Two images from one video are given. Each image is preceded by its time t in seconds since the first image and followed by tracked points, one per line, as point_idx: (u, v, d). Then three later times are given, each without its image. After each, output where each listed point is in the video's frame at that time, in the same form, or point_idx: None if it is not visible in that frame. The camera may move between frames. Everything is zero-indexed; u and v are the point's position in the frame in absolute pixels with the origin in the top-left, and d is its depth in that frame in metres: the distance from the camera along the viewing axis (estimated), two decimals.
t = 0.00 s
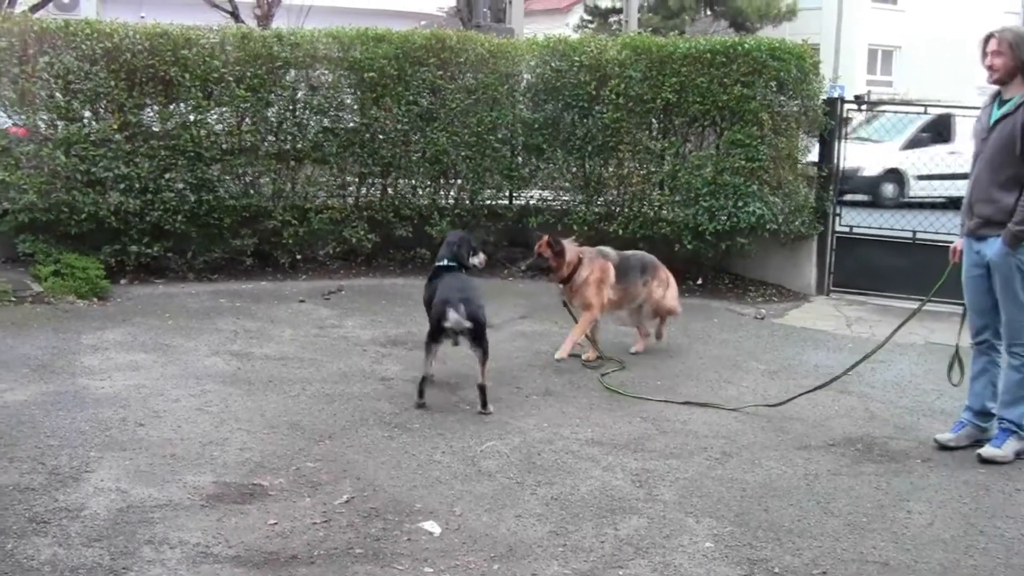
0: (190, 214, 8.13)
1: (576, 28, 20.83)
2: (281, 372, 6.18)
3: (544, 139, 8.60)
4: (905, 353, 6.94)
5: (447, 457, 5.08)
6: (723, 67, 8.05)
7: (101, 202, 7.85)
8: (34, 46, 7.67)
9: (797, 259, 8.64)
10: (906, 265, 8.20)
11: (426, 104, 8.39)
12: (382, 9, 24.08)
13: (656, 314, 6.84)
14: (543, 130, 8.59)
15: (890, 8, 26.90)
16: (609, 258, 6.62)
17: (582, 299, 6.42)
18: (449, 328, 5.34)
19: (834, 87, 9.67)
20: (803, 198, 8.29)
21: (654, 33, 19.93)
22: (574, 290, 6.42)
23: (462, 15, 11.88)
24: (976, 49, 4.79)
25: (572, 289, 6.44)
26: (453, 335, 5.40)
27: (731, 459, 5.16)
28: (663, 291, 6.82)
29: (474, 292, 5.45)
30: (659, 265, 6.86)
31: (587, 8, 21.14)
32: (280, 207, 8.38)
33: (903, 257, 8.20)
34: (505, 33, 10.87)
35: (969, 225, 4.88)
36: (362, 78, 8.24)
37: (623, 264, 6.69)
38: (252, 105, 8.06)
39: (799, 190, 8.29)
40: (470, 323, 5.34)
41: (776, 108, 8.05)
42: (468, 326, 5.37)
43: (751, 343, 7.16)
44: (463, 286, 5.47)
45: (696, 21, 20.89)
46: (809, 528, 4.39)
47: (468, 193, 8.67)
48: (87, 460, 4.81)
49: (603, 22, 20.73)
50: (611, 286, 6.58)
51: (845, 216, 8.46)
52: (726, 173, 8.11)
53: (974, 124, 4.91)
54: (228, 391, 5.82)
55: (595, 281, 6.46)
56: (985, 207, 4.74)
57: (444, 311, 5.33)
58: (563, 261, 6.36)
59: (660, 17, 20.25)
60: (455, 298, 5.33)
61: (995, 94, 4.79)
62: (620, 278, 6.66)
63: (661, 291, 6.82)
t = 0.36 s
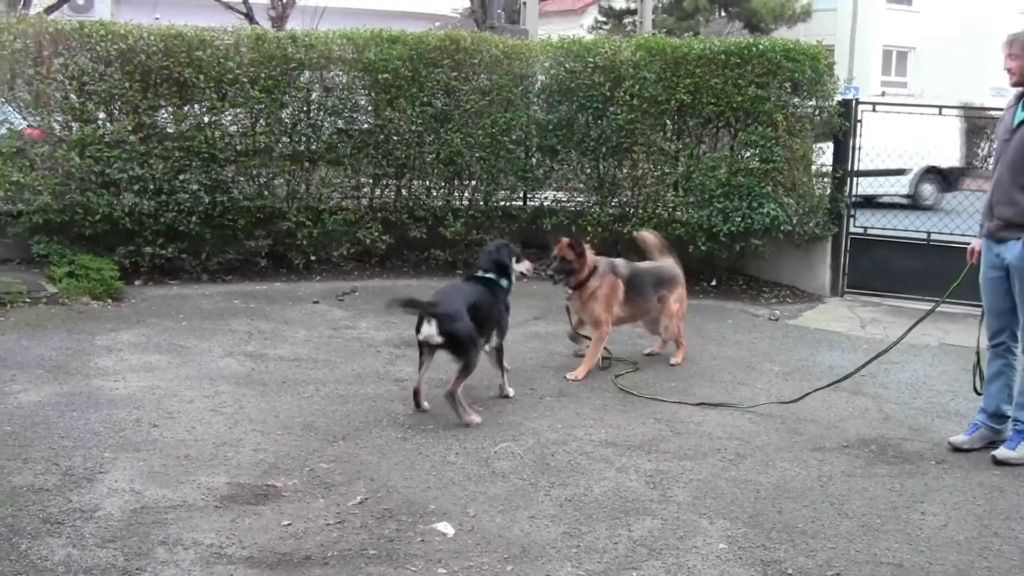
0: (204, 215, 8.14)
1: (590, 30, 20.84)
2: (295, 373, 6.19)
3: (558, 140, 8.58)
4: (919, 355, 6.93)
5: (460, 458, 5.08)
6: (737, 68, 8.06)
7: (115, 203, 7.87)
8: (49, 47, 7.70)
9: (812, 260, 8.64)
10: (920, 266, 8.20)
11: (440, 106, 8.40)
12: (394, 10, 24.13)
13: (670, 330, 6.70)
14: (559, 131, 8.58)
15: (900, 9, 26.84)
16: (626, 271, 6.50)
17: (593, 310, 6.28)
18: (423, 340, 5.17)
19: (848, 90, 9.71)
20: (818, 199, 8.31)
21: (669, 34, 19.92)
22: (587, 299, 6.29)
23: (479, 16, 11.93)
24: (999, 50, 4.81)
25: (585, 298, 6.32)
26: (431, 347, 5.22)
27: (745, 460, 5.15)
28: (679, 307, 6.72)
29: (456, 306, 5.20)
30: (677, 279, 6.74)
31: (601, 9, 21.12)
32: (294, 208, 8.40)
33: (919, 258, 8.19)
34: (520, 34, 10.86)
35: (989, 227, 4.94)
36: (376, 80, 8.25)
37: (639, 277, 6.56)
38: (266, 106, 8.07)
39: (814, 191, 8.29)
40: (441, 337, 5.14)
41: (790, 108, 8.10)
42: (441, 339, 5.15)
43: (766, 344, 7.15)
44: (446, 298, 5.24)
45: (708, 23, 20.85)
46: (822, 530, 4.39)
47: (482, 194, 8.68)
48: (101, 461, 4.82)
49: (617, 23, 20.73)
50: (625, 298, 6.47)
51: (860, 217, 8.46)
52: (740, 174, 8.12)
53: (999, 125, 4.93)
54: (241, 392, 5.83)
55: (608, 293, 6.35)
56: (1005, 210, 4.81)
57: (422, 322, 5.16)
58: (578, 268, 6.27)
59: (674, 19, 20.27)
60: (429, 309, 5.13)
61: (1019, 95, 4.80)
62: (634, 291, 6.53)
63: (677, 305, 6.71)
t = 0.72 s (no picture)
0: (206, 211, 8.14)
1: (594, 26, 20.82)
2: (297, 369, 6.19)
3: (561, 136, 8.56)
4: (920, 352, 6.93)
5: (462, 453, 5.08)
6: (740, 64, 8.08)
7: (117, 199, 7.88)
8: (51, 43, 7.71)
9: (814, 257, 8.64)
10: (923, 263, 8.21)
11: (442, 102, 8.41)
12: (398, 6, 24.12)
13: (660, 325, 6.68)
14: (561, 127, 8.56)
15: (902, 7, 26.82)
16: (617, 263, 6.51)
17: (591, 302, 6.28)
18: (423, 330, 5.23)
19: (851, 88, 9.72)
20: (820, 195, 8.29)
21: (673, 30, 19.94)
22: (584, 291, 6.28)
23: (484, 12, 11.95)
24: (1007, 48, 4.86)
25: (581, 290, 6.30)
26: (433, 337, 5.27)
27: (747, 456, 5.15)
28: (670, 302, 6.67)
29: (455, 297, 5.21)
30: (666, 273, 6.71)
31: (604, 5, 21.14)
32: (296, 204, 8.40)
33: (919, 254, 8.21)
34: (523, 30, 10.86)
35: (996, 225, 4.97)
36: (378, 75, 8.24)
37: (629, 269, 6.58)
38: (268, 102, 8.07)
39: (816, 187, 8.27)
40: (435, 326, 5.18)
41: (792, 105, 8.12)
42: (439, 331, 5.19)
43: (767, 341, 7.16)
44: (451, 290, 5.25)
45: (711, 19, 20.83)
46: (823, 526, 4.39)
47: (484, 190, 8.69)
48: (103, 456, 4.82)
49: (620, 20, 20.73)
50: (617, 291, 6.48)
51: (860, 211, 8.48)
52: (742, 170, 8.12)
53: (1006, 122, 4.98)
54: (243, 388, 5.83)
55: (604, 283, 6.36)
56: (1013, 207, 4.85)
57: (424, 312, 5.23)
58: (576, 260, 6.21)
59: (678, 15, 20.28)
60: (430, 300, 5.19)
61: None
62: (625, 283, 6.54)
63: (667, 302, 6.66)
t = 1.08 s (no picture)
0: (206, 206, 8.15)
1: (594, 20, 20.81)
2: (297, 364, 6.20)
3: (561, 131, 8.57)
4: (920, 347, 6.93)
5: (462, 448, 5.08)
6: (739, 59, 8.08)
7: (117, 194, 7.88)
8: (51, 38, 7.71)
9: (811, 252, 8.66)
10: (924, 258, 8.21)
11: (442, 97, 8.41)
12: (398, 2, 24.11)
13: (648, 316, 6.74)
14: (561, 122, 8.55)
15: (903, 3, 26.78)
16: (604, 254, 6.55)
17: (580, 292, 6.30)
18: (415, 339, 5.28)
19: (850, 82, 9.71)
20: (819, 190, 8.30)
21: (672, 24, 19.94)
22: (573, 281, 6.29)
23: (483, 6, 11.97)
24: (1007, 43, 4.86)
25: (569, 280, 6.32)
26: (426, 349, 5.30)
27: (747, 450, 5.16)
28: (657, 293, 6.73)
29: (444, 307, 5.27)
30: (654, 265, 6.75)
31: None
32: (296, 199, 8.40)
33: (919, 250, 8.22)
34: (524, 24, 10.86)
35: (997, 220, 4.98)
36: (378, 71, 8.25)
37: (617, 260, 6.60)
38: (268, 98, 8.08)
39: (816, 181, 8.29)
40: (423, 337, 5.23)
41: (792, 99, 8.09)
42: (429, 340, 5.21)
43: (767, 335, 7.17)
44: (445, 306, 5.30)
45: (712, 14, 20.80)
46: (823, 520, 4.40)
47: (484, 185, 8.71)
48: (103, 451, 4.83)
49: (620, 15, 20.73)
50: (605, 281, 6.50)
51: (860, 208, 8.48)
52: (741, 165, 8.13)
53: (1008, 118, 4.98)
54: (244, 383, 5.84)
55: (592, 273, 6.37)
56: (1015, 202, 4.84)
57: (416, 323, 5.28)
58: (565, 249, 6.24)
59: (677, 9, 20.27)
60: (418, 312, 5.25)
61: None
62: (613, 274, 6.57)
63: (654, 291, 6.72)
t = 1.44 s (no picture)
0: (203, 202, 8.14)
1: (591, 18, 20.83)
2: (293, 361, 6.20)
3: (558, 128, 8.61)
4: (917, 344, 6.94)
5: (459, 445, 5.09)
6: (736, 56, 8.06)
7: (114, 190, 7.87)
8: (48, 34, 7.71)
9: (808, 250, 8.65)
10: (920, 256, 8.22)
11: (439, 93, 8.41)
12: None
13: (643, 311, 6.73)
14: (558, 119, 8.62)
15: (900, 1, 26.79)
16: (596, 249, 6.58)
17: (571, 285, 6.32)
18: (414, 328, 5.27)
19: (847, 79, 9.71)
20: (816, 187, 8.32)
21: (669, 22, 19.96)
22: (563, 275, 6.31)
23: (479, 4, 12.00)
24: (1003, 41, 4.87)
25: (561, 275, 6.35)
26: (424, 337, 5.29)
27: (743, 447, 5.17)
28: (652, 288, 6.72)
29: (442, 296, 5.26)
30: (649, 260, 6.74)
31: None
32: (293, 196, 8.40)
33: (915, 247, 8.23)
34: (520, 22, 10.87)
35: (993, 218, 4.98)
36: (376, 67, 8.25)
37: (610, 255, 6.61)
38: (265, 94, 8.08)
39: (812, 179, 8.29)
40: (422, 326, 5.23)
41: (789, 97, 8.09)
42: (428, 329, 5.21)
43: (764, 332, 7.18)
44: (443, 294, 5.29)
45: (709, 11, 20.81)
46: (819, 516, 4.40)
47: (482, 181, 8.71)
48: (100, 447, 4.83)
49: (617, 12, 20.74)
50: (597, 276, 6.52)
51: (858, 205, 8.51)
52: (738, 162, 8.14)
53: (1004, 115, 4.99)
54: (241, 379, 5.84)
55: (583, 266, 6.39)
56: (1011, 200, 4.85)
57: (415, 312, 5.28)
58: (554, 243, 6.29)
59: (675, 7, 20.29)
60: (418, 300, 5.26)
61: None
62: (606, 269, 6.58)
63: (650, 287, 6.72)
